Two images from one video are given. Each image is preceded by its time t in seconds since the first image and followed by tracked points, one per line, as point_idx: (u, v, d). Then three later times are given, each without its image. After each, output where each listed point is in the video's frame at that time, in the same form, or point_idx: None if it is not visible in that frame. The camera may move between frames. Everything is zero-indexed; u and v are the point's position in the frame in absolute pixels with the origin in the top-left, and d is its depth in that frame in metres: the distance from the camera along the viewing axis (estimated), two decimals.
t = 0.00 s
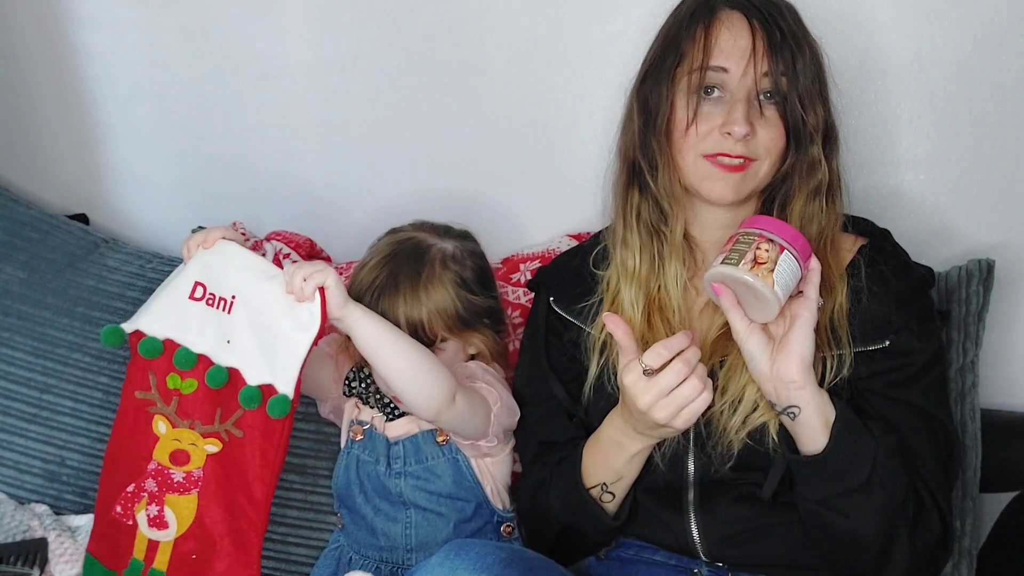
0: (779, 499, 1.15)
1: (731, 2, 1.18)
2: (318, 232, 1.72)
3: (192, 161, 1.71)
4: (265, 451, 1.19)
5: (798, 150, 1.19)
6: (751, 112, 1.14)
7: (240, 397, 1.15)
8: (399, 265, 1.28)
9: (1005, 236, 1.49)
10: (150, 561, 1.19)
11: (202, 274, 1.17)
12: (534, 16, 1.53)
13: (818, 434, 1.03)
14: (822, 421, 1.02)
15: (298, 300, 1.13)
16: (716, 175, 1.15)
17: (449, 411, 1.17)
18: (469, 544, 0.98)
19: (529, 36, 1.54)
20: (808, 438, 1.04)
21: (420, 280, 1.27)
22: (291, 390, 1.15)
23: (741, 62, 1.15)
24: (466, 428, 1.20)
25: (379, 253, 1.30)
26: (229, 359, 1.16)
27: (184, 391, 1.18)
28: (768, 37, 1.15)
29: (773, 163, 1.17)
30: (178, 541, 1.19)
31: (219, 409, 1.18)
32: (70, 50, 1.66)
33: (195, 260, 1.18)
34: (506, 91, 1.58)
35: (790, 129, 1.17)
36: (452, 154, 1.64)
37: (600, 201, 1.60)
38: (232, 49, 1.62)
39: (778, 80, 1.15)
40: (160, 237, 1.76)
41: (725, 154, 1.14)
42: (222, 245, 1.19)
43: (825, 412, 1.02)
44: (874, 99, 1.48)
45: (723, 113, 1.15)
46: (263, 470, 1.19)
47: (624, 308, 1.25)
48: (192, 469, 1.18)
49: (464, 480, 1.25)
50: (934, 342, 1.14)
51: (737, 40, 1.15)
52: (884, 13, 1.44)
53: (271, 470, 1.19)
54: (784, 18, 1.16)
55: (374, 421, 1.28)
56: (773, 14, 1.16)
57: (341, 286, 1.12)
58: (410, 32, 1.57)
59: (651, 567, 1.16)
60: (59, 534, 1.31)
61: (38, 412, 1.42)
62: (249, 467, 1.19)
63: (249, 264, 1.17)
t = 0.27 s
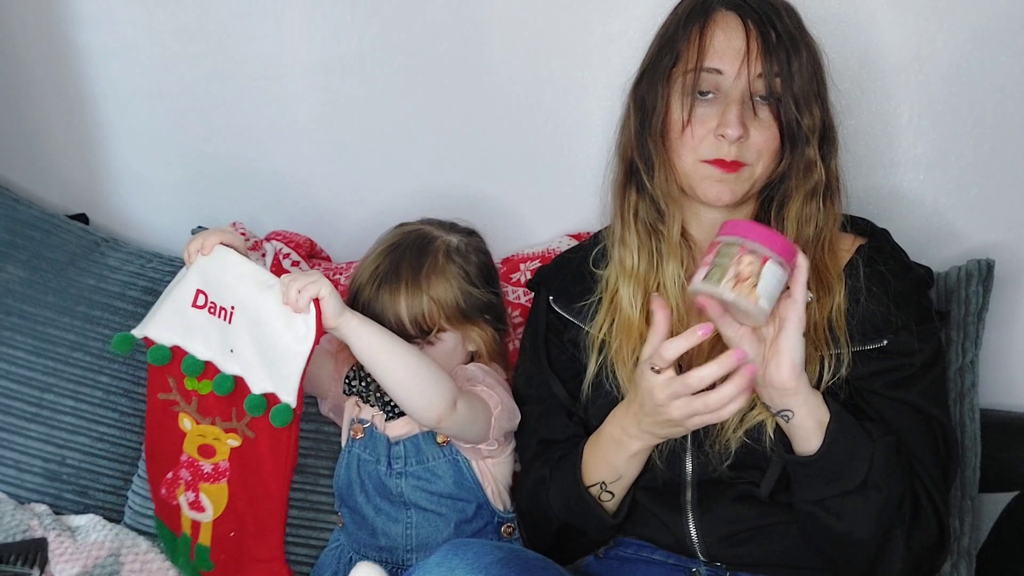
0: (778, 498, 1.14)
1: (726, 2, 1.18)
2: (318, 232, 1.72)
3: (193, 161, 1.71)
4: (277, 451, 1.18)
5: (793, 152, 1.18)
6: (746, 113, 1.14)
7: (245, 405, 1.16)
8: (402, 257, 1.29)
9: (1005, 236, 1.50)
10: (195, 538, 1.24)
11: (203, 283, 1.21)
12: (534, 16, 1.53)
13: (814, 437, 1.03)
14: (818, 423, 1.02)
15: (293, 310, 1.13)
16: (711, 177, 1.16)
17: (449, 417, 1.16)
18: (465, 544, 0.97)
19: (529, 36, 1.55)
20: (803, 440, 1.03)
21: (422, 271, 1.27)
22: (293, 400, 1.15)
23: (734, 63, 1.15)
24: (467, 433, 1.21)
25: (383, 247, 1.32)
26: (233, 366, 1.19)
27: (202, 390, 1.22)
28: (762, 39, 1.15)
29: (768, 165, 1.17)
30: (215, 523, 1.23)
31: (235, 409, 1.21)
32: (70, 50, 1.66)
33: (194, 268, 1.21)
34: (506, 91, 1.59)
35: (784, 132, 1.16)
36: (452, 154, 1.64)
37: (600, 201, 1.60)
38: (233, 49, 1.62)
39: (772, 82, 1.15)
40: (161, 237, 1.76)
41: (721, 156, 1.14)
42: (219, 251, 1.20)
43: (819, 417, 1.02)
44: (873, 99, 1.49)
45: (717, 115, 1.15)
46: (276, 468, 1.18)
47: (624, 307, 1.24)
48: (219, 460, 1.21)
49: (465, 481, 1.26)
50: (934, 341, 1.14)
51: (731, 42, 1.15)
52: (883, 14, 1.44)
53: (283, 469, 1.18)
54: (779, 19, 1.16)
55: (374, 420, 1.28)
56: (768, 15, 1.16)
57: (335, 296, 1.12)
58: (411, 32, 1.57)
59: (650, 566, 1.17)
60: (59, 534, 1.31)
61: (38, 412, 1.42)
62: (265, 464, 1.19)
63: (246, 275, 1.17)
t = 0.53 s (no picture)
0: (779, 499, 1.14)
1: (722, 5, 1.17)
2: (318, 231, 1.72)
3: (194, 161, 1.71)
4: (313, 438, 1.19)
5: (786, 155, 1.18)
6: (738, 117, 1.13)
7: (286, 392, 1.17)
8: (421, 239, 1.32)
9: (1005, 237, 1.50)
10: (231, 526, 1.25)
11: (233, 280, 1.21)
12: (535, 17, 1.53)
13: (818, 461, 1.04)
14: (816, 455, 1.03)
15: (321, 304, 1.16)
16: (705, 179, 1.15)
17: (482, 391, 1.16)
18: (466, 544, 0.97)
19: (529, 36, 1.55)
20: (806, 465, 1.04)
21: (442, 251, 1.30)
22: (335, 382, 1.16)
23: (726, 66, 1.14)
24: (488, 416, 1.19)
25: (401, 233, 1.35)
26: (271, 359, 1.20)
27: (235, 383, 1.22)
28: (755, 42, 1.13)
29: (762, 167, 1.16)
30: (251, 511, 1.23)
31: (268, 399, 1.21)
32: (70, 49, 1.65)
33: (223, 267, 1.21)
34: (507, 92, 1.59)
35: (778, 135, 1.15)
36: (453, 155, 1.64)
37: (601, 201, 1.60)
38: (233, 49, 1.62)
39: (763, 86, 1.13)
40: (162, 237, 1.76)
41: (714, 159, 1.14)
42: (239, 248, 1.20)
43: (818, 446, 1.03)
44: (874, 99, 1.49)
45: (710, 117, 1.14)
46: (313, 453, 1.19)
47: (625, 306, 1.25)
48: (253, 450, 1.22)
49: (469, 478, 1.25)
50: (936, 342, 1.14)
51: (723, 44, 1.14)
52: (884, 14, 1.44)
53: (320, 452, 1.19)
54: (773, 22, 1.15)
55: (377, 414, 1.29)
56: (762, 18, 1.15)
57: (353, 275, 1.13)
58: (412, 32, 1.57)
59: (651, 567, 1.16)
60: (59, 534, 1.30)
61: (38, 412, 1.40)
62: (300, 450, 1.20)
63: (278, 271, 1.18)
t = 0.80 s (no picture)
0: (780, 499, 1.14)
1: (719, 6, 1.16)
2: (318, 232, 1.72)
3: (194, 161, 1.71)
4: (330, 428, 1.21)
5: (780, 159, 1.17)
6: (731, 120, 1.13)
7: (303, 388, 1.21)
8: (429, 234, 1.32)
9: (1005, 237, 1.50)
10: (246, 525, 1.24)
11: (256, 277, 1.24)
12: (534, 17, 1.53)
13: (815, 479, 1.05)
14: (812, 473, 1.04)
15: (337, 300, 1.19)
16: (698, 180, 1.16)
17: (485, 397, 1.17)
18: (466, 543, 0.97)
19: (529, 36, 1.55)
20: (803, 482, 1.05)
21: (451, 245, 1.31)
22: (347, 377, 1.21)
23: (719, 70, 1.14)
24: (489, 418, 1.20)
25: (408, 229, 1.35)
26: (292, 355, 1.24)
27: (257, 377, 1.25)
28: (748, 46, 1.13)
29: (755, 170, 1.15)
30: (267, 507, 1.23)
31: (288, 394, 1.24)
32: (70, 49, 1.65)
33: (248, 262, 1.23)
34: (506, 92, 1.59)
35: (771, 141, 1.15)
36: (453, 155, 1.65)
37: (601, 201, 1.61)
38: (233, 49, 1.62)
39: (755, 92, 1.13)
40: (161, 237, 1.76)
41: (705, 162, 1.14)
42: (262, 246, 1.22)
43: (815, 465, 1.04)
44: (874, 100, 1.49)
45: (703, 119, 1.15)
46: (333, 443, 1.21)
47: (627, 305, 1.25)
48: (272, 445, 1.23)
49: (472, 474, 1.25)
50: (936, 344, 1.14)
51: (717, 47, 1.14)
52: (884, 15, 1.44)
53: (335, 446, 1.21)
54: (768, 25, 1.14)
55: (377, 411, 1.29)
56: (757, 20, 1.14)
57: (361, 277, 1.16)
58: (411, 32, 1.57)
59: (651, 567, 1.17)
60: (59, 534, 1.30)
61: (38, 412, 1.41)
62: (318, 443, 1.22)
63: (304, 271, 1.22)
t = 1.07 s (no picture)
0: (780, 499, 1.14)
1: (716, 7, 1.16)
2: (319, 232, 1.73)
3: (194, 161, 1.71)
4: (331, 446, 1.18)
5: (777, 161, 1.17)
6: (727, 122, 1.13)
7: (306, 403, 1.16)
8: (424, 236, 1.32)
9: (1005, 237, 1.50)
10: (263, 528, 1.26)
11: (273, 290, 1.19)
12: (534, 17, 1.53)
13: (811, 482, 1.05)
14: (810, 473, 1.04)
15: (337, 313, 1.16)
16: (695, 181, 1.16)
17: (490, 408, 1.17)
18: (466, 544, 0.97)
19: (529, 36, 1.54)
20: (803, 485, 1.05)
21: (446, 247, 1.31)
22: (353, 391, 1.16)
23: (716, 71, 1.13)
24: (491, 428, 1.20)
25: (402, 231, 1.35)
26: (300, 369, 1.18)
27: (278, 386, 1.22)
28: (744, 47, 1.12)
29: (752, 172, 1.15)
30: (280, 515, 1.24)
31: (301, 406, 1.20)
32: (69, 50, 1.65)
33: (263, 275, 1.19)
34: (506, 92, 1.59)
35: (768, 143, 1.14)
36: (453, 155, 1.64)
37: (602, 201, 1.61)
38: (232, 49, 1.62)
39: (751, 93, 1.12)
40: (161, 237, 1.76)
41: (702, 163, 1.14)
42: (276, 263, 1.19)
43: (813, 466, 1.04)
44: (874, 100, 1.49)
45: (699, 121, 1.15)
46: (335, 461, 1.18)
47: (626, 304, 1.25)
48: (286, 454, 1.23)
49: (471, 478, 1.25)
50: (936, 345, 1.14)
51: (714, 49, 1.13)
52: (884, 14, 1.44)
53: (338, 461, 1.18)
54: (766, 27, 1.13)
55: (375, 415, 1.29)
56: (754, 21, 1.14)
57: (364, 289, 1.14)
58: (411, 32, 1.57)
59: (652, 566, 1.16)
60: (59, 535, 1.30)
61: (38, 412, 1.41)
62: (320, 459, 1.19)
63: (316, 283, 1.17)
